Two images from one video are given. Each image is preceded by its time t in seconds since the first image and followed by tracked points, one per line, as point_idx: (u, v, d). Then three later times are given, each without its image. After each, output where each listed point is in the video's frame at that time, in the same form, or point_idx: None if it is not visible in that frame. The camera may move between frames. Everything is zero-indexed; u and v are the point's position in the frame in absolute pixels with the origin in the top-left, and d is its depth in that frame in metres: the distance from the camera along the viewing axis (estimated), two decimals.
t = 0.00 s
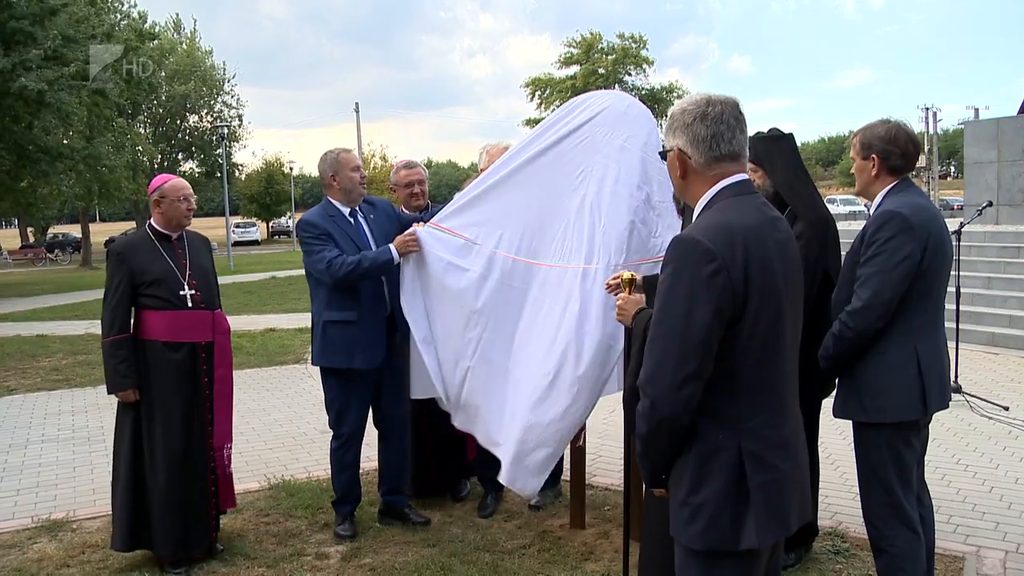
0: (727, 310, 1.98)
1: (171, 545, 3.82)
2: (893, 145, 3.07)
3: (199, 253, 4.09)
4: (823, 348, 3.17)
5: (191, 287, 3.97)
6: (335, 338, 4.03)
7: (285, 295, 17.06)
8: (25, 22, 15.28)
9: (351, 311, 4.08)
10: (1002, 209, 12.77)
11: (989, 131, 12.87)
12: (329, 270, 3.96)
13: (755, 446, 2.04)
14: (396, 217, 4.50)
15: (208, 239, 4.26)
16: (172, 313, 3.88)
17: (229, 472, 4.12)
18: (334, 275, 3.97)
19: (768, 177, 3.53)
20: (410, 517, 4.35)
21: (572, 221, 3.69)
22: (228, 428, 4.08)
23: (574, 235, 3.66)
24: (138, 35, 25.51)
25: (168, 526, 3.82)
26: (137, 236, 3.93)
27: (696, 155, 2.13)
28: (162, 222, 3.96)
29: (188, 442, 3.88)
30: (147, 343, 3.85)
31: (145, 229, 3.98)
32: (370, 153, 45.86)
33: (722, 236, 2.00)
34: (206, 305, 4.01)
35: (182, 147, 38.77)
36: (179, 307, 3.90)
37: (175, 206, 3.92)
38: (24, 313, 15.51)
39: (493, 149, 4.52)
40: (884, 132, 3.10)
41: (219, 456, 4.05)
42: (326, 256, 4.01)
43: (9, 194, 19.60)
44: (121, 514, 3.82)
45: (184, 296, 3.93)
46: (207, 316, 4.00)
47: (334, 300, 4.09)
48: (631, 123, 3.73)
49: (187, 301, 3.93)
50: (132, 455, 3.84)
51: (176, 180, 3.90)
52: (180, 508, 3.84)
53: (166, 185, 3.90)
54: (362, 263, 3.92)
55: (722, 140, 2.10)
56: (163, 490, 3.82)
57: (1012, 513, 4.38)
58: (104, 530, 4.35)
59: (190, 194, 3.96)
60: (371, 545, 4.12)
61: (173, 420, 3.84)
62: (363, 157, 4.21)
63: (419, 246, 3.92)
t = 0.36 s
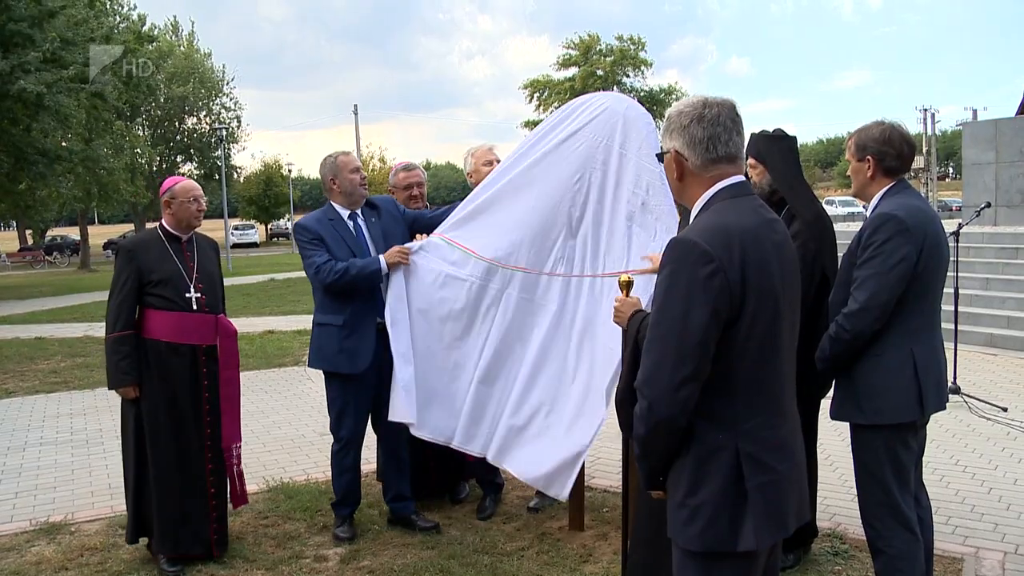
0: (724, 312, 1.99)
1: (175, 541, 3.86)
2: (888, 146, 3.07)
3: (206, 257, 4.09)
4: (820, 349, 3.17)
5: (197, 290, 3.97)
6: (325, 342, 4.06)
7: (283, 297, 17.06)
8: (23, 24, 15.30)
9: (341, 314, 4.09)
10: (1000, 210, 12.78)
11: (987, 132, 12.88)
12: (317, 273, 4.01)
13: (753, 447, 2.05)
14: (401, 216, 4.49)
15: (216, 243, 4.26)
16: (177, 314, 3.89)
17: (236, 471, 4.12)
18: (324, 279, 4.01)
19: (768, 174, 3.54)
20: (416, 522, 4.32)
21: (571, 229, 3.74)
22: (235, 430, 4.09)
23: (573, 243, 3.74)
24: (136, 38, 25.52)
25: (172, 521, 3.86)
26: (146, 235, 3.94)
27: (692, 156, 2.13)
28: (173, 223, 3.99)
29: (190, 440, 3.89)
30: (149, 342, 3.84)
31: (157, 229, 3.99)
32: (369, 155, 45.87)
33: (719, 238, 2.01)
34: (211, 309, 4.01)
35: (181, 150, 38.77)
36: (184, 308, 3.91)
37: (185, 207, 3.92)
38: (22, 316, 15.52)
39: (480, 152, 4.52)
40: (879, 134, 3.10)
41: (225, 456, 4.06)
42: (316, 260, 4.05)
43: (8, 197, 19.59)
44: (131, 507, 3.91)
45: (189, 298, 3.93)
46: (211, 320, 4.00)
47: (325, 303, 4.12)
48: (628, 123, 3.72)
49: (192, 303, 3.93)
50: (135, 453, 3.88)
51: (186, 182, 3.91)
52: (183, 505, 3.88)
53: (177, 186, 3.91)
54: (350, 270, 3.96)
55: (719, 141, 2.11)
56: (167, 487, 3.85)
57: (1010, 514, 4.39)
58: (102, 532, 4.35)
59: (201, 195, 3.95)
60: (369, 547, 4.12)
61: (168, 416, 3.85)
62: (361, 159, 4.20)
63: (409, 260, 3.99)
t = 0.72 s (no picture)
0: (723, 311, 1.99)
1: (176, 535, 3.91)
2: (888, 146, 3.07)
3: (208, 255, 4.11)
4: (820, 349, 3.16)
5: (201, 287, 3.99)
6: (333, 340, 4.07)
7: (283, 297, 17.07)
8: (24, 24, 15.32)
9: (349, 313, 4.10)
10: (1001, 210, 12.79)
11: (987, 132, 12.88)
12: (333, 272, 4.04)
13: (753, 447, 2.05)
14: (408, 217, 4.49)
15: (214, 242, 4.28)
16: (183, 311, 3.90)
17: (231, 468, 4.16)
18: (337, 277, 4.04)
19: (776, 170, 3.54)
20: (416, 522, 4.32)
21: (579, 228, 3.74)
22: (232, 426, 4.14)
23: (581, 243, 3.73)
24: (137, 37, 25.52)
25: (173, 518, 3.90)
26: (148, 234, 3.94)
27: (692, 156, 2.13)
28: (173, 221, 3.98)
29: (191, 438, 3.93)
30: (157, 340, 3.85)
31: (157, 228, 3.99)
32: (370, 154, 45.87)
33: (717, 237, 2.01)
34: (215, 306, 4.03)
35: (181, 149, 38.77)
36: (189, 306, 3.92)
37: (185, 205, 3.93)
38: (23, 315, 15.53)
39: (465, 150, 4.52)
40: (880, 133, 3.10)
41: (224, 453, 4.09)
42: (332, 258, 4.06)
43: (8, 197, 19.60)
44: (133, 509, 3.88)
45: (195, 295, 3.94)
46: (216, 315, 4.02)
47: (334, 301, 4.12)
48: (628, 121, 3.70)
49: (198, 299, 3.95)
50: (139, 453, 3.86)
51: (186, 180, 3.94)
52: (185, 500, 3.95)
53: (176, 185, 3.93)
54: (367, 275, 4.01)
55: (717, 141, 2.11)
56: (171, 485, 3.89)
57: (1011, 513, 4.39)
58: (103, 531, 4.36)
59: (201, 194, 3.97)
60: (370, 547, 4.12)
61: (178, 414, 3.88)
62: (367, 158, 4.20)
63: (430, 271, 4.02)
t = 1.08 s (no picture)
0: (725, 311, 1.99)
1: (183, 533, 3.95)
2: (892, 145, 3.07)
3: (204, 252, 4.11)
4: (821, 349, 3.16)
5: (198, 285, 3.99)
6: (341, 338, 4.06)
7: (285, 296, 17.08)
8: (26, 23, 15.35)
9: (358, 311, 4.09)
10: (1003, 210, 12.77)
11: (990, 132, 12.86)
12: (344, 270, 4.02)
13: (755, 447, 2.05)
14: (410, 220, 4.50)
15: (211, 239, 4.28)
16: (181, 310, 3.89)
17: (239, 463, 4.16)
18: (345, 275, 4.03)
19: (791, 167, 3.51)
20: (417, 521, 4.32)
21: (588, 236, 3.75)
22: (236, 425, 4.13)
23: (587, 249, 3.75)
24: (139, 37, 25.53)
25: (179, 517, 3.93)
26: (143, 234, 3.93)
27: (695, 156, 2.13)
28: (166, 219, 3.98)
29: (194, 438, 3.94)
30: (155, 340, 3.85)
31: (151, 227, 3.98)
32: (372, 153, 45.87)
33: (719, 237, 2.00)
34: (213, 303, 4.03)
35: (183, 148, 38.78)
36: (187, 304, 3.92)
37: (177, 203, 3.93)
38: (25, 313, 15.54)
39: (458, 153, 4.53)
40: (883, 133, 3.10)
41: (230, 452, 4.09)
42: (343, 256, 4.05)
43: (10, 195, 19.63)
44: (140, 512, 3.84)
45: (193, 293, 3.95)
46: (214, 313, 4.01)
47: (342, 300, 4.11)
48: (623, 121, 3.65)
49: (196, 297, 3.95)
50: (142, 454, 3.83)
51: (177, 177, 3.92)
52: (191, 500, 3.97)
53: (167, 183, 3.92)
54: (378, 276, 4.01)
55: (721, 141, 2.11)
56: (176, 484, 3.91)
57: (1013, 514, 4.38)
58: (105, 530, 4.36)
59: (193, 190, 3.97)
60: (371, 546, 4.12)
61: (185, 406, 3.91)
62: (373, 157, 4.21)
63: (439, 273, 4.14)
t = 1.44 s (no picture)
0: (728, 310, 1.98)
1: (183, 538, 3.92)
2: (894, 147, 3.06)
3: (200, 251, 4.10)
4: (823, 349, 3.16)
5: (193, 286, 3.98)
6: (342, 340, 4.06)
7: (285, 296, 17.09)
8: (27, 23, 15.41)
9: (358, 314, 4.08)
10: (1004, 210, 12.76)
11: (991, 132, 12.85)
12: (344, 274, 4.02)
13: (757, 447, 2.04)
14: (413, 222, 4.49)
15: (209, 237, 4.27)
16: (174, 311, 3.89)
17: (240, 464, 4.14)
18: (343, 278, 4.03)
19: (799, 165, 3.50)
20: (418, 522, 4.31)
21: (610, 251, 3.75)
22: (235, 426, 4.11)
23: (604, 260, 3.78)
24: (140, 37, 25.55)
25: (178, 521, 3.91)
26: (136, 236, 3.92)
27: (697, 156, 2.13)
28: (160, 221, 3.96)
29: (189, 441, 3.90)
30: (149, 342, 3.86)
31: (144, 229, 3.97)
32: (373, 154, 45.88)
33: (722, 236, 2.00)
34: (209, 304, 4.01)
35: (184, 148, 38.80)
36: (181, 306, 3.91)
37: (171, 204, 3.91)
38: (26, 314, 15.55)
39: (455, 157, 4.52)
40: (887, 134, 3.09)
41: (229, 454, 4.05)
42: (341, 260, 4.05)
43: (11, 196, 19.65)
44: (135, 515, 3.87)
45: (187, 295, 3.94)
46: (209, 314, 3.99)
47: (343, 303, 4.10)
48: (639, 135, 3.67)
49: (190, 299, 3.94)
50: (137, 458, 3.85)
51: (173, 177, 3.88)
52: (190, 504, 3.93)
53: (161, 184, 3.88)
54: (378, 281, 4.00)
55: (723, 141, 2.10)
56: (175, 487, 3.90)
57: (1014, 514, 4.38)
58: (106, 530, 4.36)
59: (187, 191, 3.94)
60: (372, 546, 4.12)
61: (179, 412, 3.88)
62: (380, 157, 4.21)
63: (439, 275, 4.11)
